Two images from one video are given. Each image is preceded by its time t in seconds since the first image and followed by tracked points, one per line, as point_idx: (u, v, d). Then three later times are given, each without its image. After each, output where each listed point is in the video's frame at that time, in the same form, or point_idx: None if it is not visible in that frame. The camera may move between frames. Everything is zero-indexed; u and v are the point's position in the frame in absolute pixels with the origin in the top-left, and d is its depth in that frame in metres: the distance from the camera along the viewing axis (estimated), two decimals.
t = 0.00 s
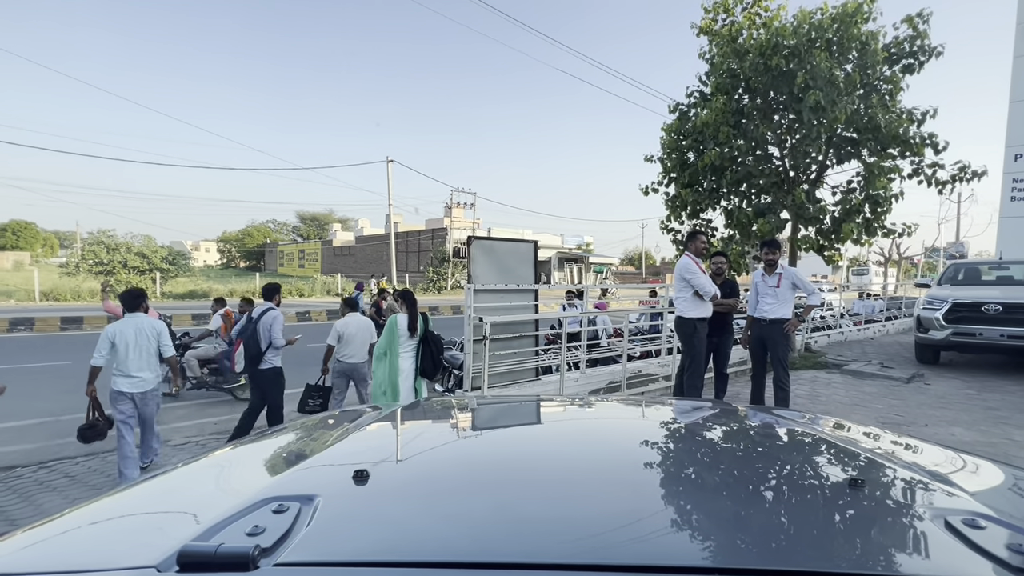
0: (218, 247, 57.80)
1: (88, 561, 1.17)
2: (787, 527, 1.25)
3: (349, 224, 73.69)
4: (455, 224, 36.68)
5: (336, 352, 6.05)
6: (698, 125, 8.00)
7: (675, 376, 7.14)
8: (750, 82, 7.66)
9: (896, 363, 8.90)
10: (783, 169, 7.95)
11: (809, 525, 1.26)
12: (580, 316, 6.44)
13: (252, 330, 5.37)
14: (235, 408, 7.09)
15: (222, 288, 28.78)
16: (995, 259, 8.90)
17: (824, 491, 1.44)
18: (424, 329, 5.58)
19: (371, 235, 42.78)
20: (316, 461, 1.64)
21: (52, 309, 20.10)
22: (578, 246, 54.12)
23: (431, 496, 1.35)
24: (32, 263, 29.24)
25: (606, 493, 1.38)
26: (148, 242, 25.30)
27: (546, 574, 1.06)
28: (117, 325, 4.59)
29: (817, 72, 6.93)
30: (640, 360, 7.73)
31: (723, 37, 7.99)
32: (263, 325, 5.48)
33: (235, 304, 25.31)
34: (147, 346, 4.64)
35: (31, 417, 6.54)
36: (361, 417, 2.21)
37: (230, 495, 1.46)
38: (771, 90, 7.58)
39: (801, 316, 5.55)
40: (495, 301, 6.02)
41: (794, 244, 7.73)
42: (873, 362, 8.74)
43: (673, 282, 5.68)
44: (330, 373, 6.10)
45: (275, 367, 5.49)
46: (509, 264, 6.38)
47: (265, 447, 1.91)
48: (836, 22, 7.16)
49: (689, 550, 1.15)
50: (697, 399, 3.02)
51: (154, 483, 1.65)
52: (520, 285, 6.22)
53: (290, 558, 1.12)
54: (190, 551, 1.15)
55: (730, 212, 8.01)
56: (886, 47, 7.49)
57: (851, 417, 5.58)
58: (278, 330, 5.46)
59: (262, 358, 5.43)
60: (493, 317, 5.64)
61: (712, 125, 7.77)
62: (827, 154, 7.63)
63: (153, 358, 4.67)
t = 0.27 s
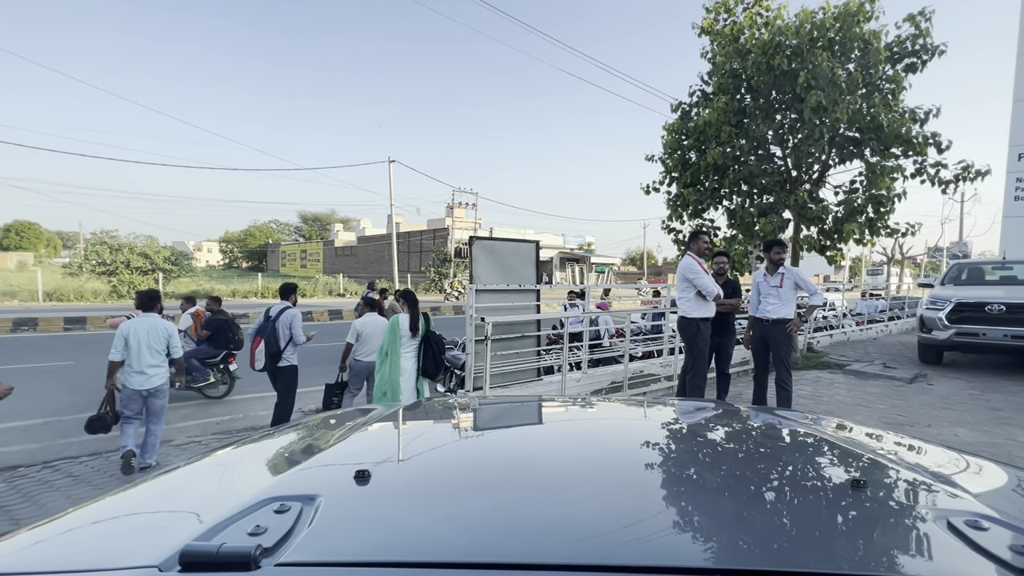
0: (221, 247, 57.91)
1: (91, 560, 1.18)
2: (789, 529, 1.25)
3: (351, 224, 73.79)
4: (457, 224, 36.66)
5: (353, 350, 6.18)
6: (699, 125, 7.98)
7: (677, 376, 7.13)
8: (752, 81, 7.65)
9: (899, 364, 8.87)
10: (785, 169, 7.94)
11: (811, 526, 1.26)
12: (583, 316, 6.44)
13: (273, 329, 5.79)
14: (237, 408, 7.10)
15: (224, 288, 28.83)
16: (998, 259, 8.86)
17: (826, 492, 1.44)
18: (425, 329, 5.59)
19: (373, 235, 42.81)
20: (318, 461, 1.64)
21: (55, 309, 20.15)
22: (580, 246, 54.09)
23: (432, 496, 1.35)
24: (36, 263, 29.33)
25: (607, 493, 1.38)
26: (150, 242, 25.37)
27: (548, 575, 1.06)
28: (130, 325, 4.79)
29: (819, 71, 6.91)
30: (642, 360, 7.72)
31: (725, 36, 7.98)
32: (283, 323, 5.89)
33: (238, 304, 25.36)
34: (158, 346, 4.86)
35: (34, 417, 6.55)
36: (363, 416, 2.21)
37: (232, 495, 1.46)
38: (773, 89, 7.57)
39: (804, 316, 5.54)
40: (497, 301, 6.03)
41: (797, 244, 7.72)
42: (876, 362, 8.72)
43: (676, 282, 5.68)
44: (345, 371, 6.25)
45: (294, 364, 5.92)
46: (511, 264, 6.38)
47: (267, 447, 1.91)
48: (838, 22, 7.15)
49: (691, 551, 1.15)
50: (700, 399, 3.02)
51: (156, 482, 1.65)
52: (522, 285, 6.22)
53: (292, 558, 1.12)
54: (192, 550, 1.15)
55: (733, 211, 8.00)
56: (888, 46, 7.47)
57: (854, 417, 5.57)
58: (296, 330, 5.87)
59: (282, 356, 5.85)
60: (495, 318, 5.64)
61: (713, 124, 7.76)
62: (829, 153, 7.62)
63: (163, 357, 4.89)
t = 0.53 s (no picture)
0: (222, 247, 58.00)
1: (93, 559, 1.18)
2: (791, 530, 1.24)
3: (352, 224, 73.84)
4: (458, 224, 36.63)
5: (363, 349, 6.30)
6: (701, 124, 7.97)
7: (679, 376, 7.12)
8: (753, 81, 7.63)
9: (901, 364, 8.86)
10: (786, 169, 7.93)
11: (813, 526, 1.26)
12: (584, 316, 6.43)
13: (287, 329, 5.91)
14: (239, 408, 7.11)
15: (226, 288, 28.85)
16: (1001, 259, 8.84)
17: (827, 492, 1.43)
18: (427, 329, 5.60)
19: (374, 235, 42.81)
20: (318, 460, 1.64)
21: (57, 309, 20.17)
22: (581, 246, 54.07)
23: (432, 496, 1.35)
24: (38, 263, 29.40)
25: (607, 493, 1.38)
26: (152, 242, 25.41)
27: None
28: (137, 323, 5.02)
29: (821, 70, 6.89)
30: (643, 360, 7.72)
31: (727, 36, 7.97)
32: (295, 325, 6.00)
33: (239, 304, 25.38)
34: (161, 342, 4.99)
35: (36, 417, 6.56)
36: (362, 417, 2.21)
37: (233, 494, 1.46)
38: (775, 89, 7.55)
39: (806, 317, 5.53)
40: (499, 301, 6.02)
41: (798, 244, 7.71)
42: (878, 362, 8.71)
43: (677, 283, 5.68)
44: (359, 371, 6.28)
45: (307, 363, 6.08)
46: (512, 264, 6.37)
47: (267, 447, 1.91)
48: (840, 21, 7.13)
49: (692, 551, 1.15)
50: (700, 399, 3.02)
51: (157, 482, 1.65)
52: (523, 285, 6.21)
53: (293, 558, 1.12)
54: (192, 551, 1.15)
55: (734, 211, 7.99)
56: (890, 46, 7.45)
57: (856, 417, 5.56)
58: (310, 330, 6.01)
59: (296, 356, 5.99)
60: (496, 318, 5.64)
61: (715, 124, 7.75)
62: (831, 153, 7.61)
63: (166, 355, 5.00)
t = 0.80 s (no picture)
0: (223, 247, 58.03)
1: (95, 560, 1.18)
2: (792, 530, 1.24)
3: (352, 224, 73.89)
4: (459, 224, 36.64)
5: (374, 348, 6.24)
6: (702, 124, 7.97)
7: (680, 376, 7.11)
8: (754, 80, 7.62)
9: (902, 363, 8.85)
10: (788, 169, 7.92)
11: (815, 526, 1.26)
12: (585, 316, 6.43)
13: (298, 328, 5.99)
14: (240, 408, 7.12)
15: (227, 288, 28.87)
16: (1003, 259, 8.82)
17: (829, 492, 1.43)
18: (428, 330, 5.60)
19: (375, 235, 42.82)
20: (319, 460, 1.65)
21: (59, 309, 20.20)
22: (581, 246, 54.06)
23: (433, 496, 1.35)
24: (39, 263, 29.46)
25: (608, 494, 1.37)
26: (153, 242, 25.44)
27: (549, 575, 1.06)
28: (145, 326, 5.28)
29: (822, 70, 6.88)
30: (644, 360, 7.72)
31: (728, 35, 7.96)
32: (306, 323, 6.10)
33: (240, 304, 25.40)
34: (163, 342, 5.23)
35: (37, 416, 6.57)
36: (362, 417, 2.21)
37: (233, 494, 1.46)
38: (777, 89, 7.54)
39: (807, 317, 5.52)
40: (499, 301, 6.02)
41: (800, 244, 7.70)
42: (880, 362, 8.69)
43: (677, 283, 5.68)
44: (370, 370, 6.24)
45: (319, 360, 6.17)
46: (513, 264, 6.37)
47: (268, 446, 1.91)
48: (842, 21, 7.12)
49: (693, 552, 1.15)
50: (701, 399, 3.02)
51: (158, 482, 1.65)
52: (524, 285, 6.21)
53: (293, 558, 1.12)
54: (194, 550, 1.15)
55: (735, 211, 7.98)
56: (892, 45, 7.44)
57: (858, 418, 5.55)
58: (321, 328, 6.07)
59: (308, 353, 6.08)
60: (497, 318, 5.64)
61: (716, 124, 7.74)
62: (832, 153, 7.60)
63: (171, 355, 5.23)
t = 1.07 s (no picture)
0: (224, 247, 58.16)
1: (95, 559, 1.18)
2: (793, 530, 1.24)
3: (353, 224, 73.96)
4: (459, 224, 36.65)
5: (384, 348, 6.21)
6: (703, 124, 7.97)
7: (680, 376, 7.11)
8: (755, 80, 7.62)
9: (903, 364, 8.83)
10: (789, 168, 7.91)
11: (816, 527, 1.26)
12: (586, 316, 6.43)
13: (310, 326, 6.06)
14: (241, 407, 7.13)
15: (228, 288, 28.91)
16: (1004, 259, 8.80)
17: (830, 493, 1.43)
18: (428, 330, 5.59)
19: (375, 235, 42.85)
20: (320, 460, 1.65)
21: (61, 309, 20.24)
22: (582, 246, 54.06)
23: (433, 496, 1.35)
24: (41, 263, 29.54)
25: (608, 494, 1.37)
26: (154, 242, 25.49)
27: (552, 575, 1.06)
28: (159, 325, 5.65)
29: (823, 69, 6.88)
30: (645, 360, 7.72)
31: (729, 34, 7.95)
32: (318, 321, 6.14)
33: (241, 304, 25.44)
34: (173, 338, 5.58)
35: (39, 416, 6.59)
36: (363, 417, 2.21)
37: (234, 493, 1.47)
38: (778, 88, 7.53)
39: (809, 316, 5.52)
40: (500, 301, 6.02)
41: (801, 244, 7.69)
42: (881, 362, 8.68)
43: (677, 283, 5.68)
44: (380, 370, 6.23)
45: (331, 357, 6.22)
46: (514, 264, 6.37)
47: (269, 446, 1.92)
48: (843, 20, 7.11)
49: (695, 552, 1.14)
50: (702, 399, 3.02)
51: (160, 481, 1.65)
52: (524, 285, 6.22)
53: (294, 558, 1.13)
54: (194, 550, 1.16)
55: (736, 211, 7.98)
56: (894, 44, 7.43)
57: (859, 418, 5.55)
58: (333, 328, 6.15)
59: (319, 351, 6.14)
60: (498, 318, 5.64)
61: (717, 123, 7.74)
62: (833, 152, 7.59)
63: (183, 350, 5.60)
